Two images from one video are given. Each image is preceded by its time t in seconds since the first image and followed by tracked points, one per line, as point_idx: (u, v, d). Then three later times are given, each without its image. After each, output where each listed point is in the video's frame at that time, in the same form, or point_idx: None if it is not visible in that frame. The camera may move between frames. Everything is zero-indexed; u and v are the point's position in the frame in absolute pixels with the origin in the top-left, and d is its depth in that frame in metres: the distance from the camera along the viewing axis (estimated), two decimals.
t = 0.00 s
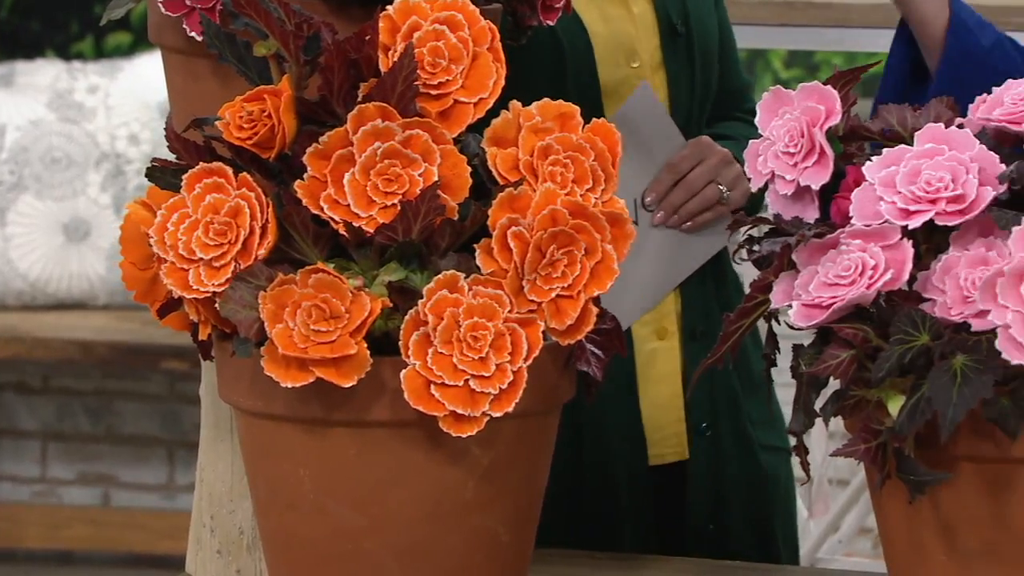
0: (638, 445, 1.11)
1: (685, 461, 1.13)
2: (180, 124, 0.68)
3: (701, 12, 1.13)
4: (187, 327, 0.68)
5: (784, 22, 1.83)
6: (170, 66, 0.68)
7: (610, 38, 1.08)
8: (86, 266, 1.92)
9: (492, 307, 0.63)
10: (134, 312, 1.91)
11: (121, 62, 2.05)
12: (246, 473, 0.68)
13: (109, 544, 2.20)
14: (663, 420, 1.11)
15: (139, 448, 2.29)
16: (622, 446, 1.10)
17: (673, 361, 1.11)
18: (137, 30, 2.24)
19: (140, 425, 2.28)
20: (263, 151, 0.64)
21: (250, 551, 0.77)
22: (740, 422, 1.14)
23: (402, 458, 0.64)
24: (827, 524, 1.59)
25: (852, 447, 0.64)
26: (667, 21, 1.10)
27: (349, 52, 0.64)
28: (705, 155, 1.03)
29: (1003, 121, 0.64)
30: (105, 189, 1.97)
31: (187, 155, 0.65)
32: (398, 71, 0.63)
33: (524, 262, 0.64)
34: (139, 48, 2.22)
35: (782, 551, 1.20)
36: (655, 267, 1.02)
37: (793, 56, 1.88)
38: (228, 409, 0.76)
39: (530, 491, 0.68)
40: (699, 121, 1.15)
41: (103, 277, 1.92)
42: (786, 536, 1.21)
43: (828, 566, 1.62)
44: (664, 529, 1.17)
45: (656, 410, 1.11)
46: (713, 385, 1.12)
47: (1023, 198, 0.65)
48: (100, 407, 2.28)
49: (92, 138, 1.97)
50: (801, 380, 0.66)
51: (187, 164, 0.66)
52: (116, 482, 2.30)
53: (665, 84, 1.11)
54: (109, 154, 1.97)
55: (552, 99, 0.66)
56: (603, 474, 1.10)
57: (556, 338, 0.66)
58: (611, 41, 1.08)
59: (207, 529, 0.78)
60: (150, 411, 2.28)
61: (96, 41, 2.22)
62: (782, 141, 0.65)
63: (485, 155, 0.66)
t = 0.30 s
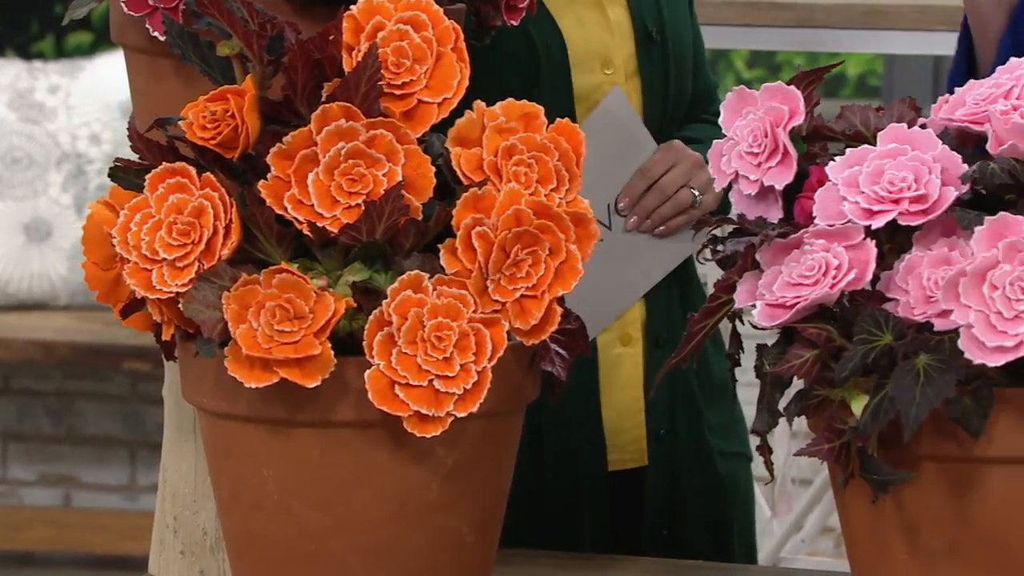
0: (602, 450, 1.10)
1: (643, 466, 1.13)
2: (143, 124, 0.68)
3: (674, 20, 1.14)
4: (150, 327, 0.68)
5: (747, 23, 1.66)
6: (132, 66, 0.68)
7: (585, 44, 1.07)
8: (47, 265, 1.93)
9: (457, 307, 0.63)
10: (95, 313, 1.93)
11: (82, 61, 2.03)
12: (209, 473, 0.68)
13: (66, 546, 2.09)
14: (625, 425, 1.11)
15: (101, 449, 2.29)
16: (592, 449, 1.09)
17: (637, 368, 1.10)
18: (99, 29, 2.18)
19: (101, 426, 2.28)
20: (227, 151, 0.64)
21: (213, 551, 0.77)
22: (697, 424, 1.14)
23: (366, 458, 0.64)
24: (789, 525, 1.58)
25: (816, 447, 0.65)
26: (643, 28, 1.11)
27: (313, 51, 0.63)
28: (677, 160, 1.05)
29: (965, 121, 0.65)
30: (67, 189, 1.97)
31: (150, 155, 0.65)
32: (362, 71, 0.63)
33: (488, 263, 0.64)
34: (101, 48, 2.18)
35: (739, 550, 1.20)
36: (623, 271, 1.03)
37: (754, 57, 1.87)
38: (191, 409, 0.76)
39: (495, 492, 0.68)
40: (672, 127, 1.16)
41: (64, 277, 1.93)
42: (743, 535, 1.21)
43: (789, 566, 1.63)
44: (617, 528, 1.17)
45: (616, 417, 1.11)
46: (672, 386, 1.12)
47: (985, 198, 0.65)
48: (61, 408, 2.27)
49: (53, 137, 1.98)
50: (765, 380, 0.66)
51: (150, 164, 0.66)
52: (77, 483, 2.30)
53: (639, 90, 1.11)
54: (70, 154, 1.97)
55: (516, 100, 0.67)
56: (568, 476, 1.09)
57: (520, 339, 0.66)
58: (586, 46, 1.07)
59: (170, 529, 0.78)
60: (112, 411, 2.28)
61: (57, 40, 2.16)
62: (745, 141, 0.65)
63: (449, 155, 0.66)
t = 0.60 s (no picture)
0: (574, 455, 1.10)
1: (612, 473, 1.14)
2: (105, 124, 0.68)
3: (656, 29, 1.13)
4: (114, 327, 0.67)
5: (709, 23, 1.68)
6: (94, 65, 0.68)
7: (567, 50, 1.06)
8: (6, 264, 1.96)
9: (421, 308, 0.63)
10: (58, 314, 1.95)
11: (43, 61, 2.00)
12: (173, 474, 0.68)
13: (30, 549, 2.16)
14: (594, 435, 1.11)
15: (63, 450, 2.24)
16: (565, 451, 1.09)
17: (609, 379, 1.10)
18: (58, 27, 2.09)
19: (64, 428, 2.23)
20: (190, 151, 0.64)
21: (176, 552, 0.78)
22: (662, 433, 1.15)
23: (329, 459, 0.64)
24: (752, 524, 1.57)
25: (779, 447, 0.65)
26: (625, 34, 1.09)
27: (276, 51, 0.63)
28: (660, 174, 1.02)
29: (928, 120, 0.65)
30: (27, 189, 1.97)
31: (113, 155, 0.65)
32: (325, 71, 0.63)
33: (453, 263, 0.64)
34: (60, 47, 2.08)
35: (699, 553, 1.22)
36: (598, 286, 1.01)
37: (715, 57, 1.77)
38: (154, 409, 0.77)
39: (459, 492, 0.68)
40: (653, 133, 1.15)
41: (23, 278, 1.96)
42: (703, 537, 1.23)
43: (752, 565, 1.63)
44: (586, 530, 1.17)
45: (585, 426, 1.11)
46: (640, 392, 1.13)
47: (947, 198, 0.65)
48: (22, 410, 2.23)
49: (13, 137, 1.96)
50: (728, 380, 0.66)
51: (112, 164, 0.66)
52: (38, 484, 2.26)
53: (620, 98, 1.10)
54: (31, 153, 1.97)
55: (480, 99, 0.67)
56: (540, 477, 1.09)
57: (485, 339, 0.66)
58: (568, 52, 1.06)
59: (133, 531, 0.78)
60: (73, 413, 2.23)
61: (16, 40, 2.06)
62: (709, 142, 0.65)
63: (413, 155, 0.66)
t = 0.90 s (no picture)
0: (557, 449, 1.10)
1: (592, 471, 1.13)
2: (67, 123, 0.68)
3: (629, 18, 1.13)
4: (75, 327, 0.67)
5: (669, 23, 1.58)
6: (55, 64, 0.68)
7: (543, 41, 1.06)
8: None
9: (384, 308, 0.63)
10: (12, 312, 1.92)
11: None
12: (135, 474, 0.68)
13: None
14: (577, 429, 1.10)
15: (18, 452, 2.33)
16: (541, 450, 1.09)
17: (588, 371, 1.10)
18: None
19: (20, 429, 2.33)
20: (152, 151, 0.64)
21: (138, 553, 0.78)
22: (640, 426, 1.15)
23: (292, 459, 0.64)
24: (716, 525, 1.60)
25: (742, 446, 0.65)
26: (599, 25, 1.09)
27: (238, 51, 0.63)
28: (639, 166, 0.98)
29: (890, 121, 0.65)
30: None
31: (74, 155, 0.65)
32: (288, 71, 0.62)
33: (416, 263, 0.64)
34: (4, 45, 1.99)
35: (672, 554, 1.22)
36: (576, 285, 0.99)
37: (679, 56, 1.80)
38: (116, 409, 0.77)
39: (422, 492, 0.69)
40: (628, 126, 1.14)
41: None
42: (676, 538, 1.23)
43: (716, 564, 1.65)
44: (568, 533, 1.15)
45: (568, 420, 1.10)
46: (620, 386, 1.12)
47: (908, 198, 0.66)
48: None
49: None
50: (692, 380, 0.66)
51: (74, 164, 0.66)
52: None
53: (597, 91, 1.10)
54: None
55: (443, 100, 0.67)
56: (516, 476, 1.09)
57: (448, 339, 0.66)
58: (544, 44, 1.06)
59: (94, 532, 0.78)
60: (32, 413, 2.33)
61: None
62: (671, 142, 0.65)
63: (376, 156, 0.66)
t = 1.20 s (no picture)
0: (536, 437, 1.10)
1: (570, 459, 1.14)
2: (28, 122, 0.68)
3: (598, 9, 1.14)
4: (36, 328, 0.67)
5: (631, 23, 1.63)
6: (15, 63, 0.68)
7: (513, 31, 1.06)
8: None
9: (347, 308, 0.63)
10: None
11: None
12: (97, 475, 0.68)
13: None
14: (557, 419, 1.12)
15: None
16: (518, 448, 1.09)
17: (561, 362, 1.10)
18: None
19: None
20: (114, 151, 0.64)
21: (100, 554, 0.78)
22: (611, 423, 1.14)
23: (255, 460, 0.63)
24: (677, 523, 1.66)
25: (705, 446, 0.65)
26: (569, 14, 1.10)
27: (200, 51, 0.63)
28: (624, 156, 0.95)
29: (852, 121, 0.65)
30: None
31: (36, 155, 0.65)
32: (251, 70, 0.62)
33: (379, 263, 0.64)
34: None
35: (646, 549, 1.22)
36: (554, 282, 0.96)
37: (640, 56, 1.83)
38: (78, 410, 0.78)
39: (384, 491, 0.69)
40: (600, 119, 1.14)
41: None
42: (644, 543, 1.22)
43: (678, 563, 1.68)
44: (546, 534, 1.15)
45: (547, 411, 1.11)
46: (592, 377, 1.13)
47: (870, 198, 0.66)
48: None
49: None
50: (654, 379, 0.66)
51: (36, 164, 0.65)
52: None
53: (567, 81, 1.10)
54: None
55: (406, 100, 0.67)
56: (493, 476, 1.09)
57: (411, 339, 0.66)
58: (514, 34, 1.06)
59: (55, 532, 0.78)
60: None
61: None
62: (635, 142, 0.65)
63: (339, 155, 0.66)
